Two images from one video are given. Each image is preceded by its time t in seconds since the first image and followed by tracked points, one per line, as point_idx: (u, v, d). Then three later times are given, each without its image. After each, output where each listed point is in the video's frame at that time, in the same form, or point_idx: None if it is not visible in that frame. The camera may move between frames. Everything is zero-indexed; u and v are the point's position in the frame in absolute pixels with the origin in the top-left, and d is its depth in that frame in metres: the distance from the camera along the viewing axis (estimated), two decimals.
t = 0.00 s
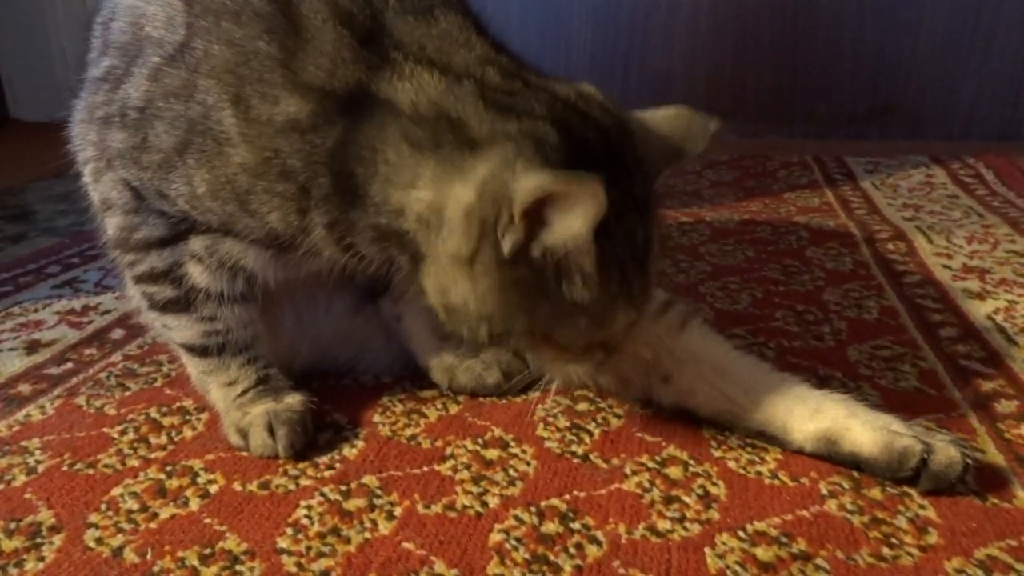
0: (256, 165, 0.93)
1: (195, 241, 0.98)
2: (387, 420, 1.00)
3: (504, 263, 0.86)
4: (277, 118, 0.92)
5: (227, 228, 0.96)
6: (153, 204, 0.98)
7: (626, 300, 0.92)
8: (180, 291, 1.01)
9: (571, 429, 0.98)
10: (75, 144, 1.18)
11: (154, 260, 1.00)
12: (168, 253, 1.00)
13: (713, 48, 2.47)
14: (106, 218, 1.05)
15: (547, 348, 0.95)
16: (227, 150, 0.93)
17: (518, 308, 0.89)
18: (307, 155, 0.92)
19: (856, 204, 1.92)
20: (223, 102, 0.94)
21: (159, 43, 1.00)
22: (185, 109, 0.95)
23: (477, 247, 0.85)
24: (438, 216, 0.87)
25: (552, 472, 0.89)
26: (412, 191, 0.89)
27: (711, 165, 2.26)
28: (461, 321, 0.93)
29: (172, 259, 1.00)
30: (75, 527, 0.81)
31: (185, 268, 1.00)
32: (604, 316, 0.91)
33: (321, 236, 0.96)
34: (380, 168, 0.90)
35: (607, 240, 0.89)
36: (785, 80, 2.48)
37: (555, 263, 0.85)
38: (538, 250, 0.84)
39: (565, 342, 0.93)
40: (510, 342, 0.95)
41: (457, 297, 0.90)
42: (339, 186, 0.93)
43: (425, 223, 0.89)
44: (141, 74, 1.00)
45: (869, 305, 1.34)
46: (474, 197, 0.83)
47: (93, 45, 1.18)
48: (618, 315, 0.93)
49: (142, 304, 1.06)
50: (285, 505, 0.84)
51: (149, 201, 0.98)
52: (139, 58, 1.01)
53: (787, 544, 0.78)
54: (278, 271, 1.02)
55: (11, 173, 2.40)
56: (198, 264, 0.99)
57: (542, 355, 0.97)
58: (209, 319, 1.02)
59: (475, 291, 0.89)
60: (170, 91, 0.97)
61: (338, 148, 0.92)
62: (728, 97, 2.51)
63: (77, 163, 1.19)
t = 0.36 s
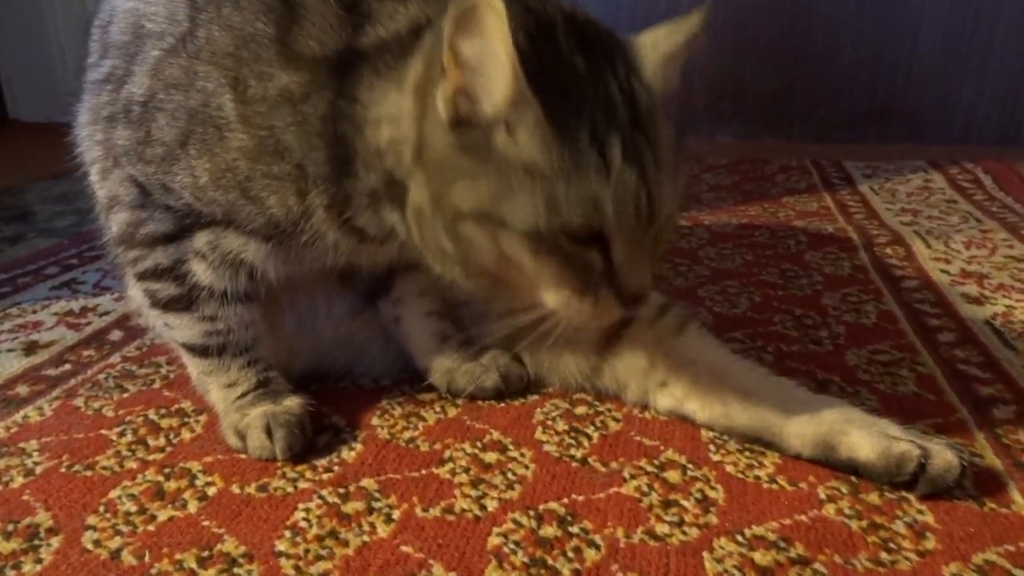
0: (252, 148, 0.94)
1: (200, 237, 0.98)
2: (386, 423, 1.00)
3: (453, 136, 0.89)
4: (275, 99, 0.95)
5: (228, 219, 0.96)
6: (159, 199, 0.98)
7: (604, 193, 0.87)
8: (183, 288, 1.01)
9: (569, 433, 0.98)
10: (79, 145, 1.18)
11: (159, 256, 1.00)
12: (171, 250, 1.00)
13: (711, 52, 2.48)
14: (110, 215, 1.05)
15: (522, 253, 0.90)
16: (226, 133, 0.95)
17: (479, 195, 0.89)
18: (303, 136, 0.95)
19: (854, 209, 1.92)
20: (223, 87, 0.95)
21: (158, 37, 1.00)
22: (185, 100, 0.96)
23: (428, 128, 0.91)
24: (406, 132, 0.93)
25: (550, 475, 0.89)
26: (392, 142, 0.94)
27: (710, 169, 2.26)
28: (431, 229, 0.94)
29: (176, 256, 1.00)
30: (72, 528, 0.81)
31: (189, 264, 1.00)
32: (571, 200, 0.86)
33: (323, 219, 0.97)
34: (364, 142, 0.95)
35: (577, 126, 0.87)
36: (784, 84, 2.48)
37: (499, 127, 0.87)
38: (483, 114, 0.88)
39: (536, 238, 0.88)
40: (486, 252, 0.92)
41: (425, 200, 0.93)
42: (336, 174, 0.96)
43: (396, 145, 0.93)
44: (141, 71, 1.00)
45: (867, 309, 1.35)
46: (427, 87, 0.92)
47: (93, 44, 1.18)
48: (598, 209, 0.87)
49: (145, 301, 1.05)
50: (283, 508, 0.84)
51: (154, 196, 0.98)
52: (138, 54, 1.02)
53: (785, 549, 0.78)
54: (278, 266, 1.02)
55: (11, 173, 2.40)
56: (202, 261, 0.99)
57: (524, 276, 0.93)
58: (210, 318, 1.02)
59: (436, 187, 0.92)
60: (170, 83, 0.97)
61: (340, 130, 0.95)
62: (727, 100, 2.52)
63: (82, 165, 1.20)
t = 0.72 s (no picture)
0: (247, 141, 0.94)
1: (200, 241, 0.98)
2: (385, 428, 1.00)
3: (445, 81, 0.89)
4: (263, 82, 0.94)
5: (227, 218, 0.96)
6: (161, 202, 0.98)
7: (601, 134, 0.88)
8: (184, 292, 1.01)
9: (568, 438, 0.98)
10: (79, 152, 1.19)
11: (160, 260, 1.00)
12: (172, 253, 1.00)
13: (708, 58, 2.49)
14: (113, 220, 1.05)
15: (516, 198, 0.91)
16: (221, 128, 0.95)
17: (471, 143, 0.89)
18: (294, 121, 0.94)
19: (853, 214, 1.93)
20: (217, 81, 0.95)
21: (153, 38, 1.01)
22: (181, 98, 0.96)
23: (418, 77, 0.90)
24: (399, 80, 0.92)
25: (549, 480, 0.89)
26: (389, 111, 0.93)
27: (709, 174, 2.27)
28: (421, 178, 0.95)
29: (176, 259, 1.00)
30: (71, 533, 0.81)
31: (190, 268, 1.00)
32: (568, 140, 0.87)
33: (321, 212, 0.97)
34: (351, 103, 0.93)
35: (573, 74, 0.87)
36: (783, 89, 2.49)
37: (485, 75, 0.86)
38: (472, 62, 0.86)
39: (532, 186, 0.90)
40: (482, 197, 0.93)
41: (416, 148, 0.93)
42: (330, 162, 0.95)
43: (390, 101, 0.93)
44: (137, 74, 1.01)
45: (866, 315, 1.35)
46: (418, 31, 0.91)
47: (90, 48, 1.18)
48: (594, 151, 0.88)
49: (145, 305, 1.05)
50: (283, 513, 0.84)
51: (155, 199, 0.98)
52: (134, 57, 1.02)
53: (784, 554, 0.78)
54: (277, 268, 1.02)
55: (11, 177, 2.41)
56: (202, 265, 0.99)
57: (520, 222, 0.95)
58: (210, 322, 1.02)
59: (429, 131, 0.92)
60: (165, 83, 0.98)
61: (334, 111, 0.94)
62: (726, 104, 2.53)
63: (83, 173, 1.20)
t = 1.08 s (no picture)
0: (249, 143, 0.94)
1: (202, 243, 0.98)
2: (384, 432, 1.00)
3: (439, 90, 0.89)
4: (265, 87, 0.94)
5: (229, 220, 0.96)
6: (164, 205, 0.98)
7: (590, 150, 0.88)
8: (186, 294, 1.01)
9: (568, 443, 0.98)
10: (81, 155, 1.19)
11: (162, 263, 1.00)
12: (173, 256, 0.99)
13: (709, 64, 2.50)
14: (115, 224, 1.05)
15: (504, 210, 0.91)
16: (225, 130, 0.95)
17: (460, 152, 0.90)
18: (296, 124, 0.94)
19: (853, 220, 1.93)
20: (221, 83, 0.95)
21: (156, 38, 1.01)
22: (184, 99, 0.96)
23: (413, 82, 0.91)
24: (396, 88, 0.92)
25: (549, 485, 0.89)
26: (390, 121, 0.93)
27: (710, 179, 2.27)
28: (414, 185, 0.95)
29: (179, 262, 0.99)
30: (69, 537, 0.81)
31: (192, 270, 0.99)
32: (556, 154, 0.87)
33: (321, 216, 0.97)
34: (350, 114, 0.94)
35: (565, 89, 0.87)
36: (783, 95, 2.50)
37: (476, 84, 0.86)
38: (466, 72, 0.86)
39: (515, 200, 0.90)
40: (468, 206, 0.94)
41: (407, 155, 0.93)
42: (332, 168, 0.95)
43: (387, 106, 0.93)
44: (139, 76, 1.01)
45: (866, 320, 1.35)
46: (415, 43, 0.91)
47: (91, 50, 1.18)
48: (583, 165, 0.88)
49: (146, 308, 1.05)
50: (282, 517, 0.83)
51: (157, 201, 0.98)
52: (135, 58, 1.02)
53: (785, 560, 0.78)
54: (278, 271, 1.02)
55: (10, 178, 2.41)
56: (205, 267, 0.99)
57: (508, 234, 0.95)
58: (211, 325, 1.02)
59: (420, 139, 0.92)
60: (168, 84, 0.98)
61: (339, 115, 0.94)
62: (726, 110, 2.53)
63: (85, 177, 1.20)
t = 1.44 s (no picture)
0: (225, 118, 0.93)
1: (204, 235, 0.98)
2: (383, 436, 1.00)
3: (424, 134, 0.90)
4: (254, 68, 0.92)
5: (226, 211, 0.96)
6: (166, 195, 0.97)
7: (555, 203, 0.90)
8: (190, 287, 1.01)
9: (567, 447, 0.98)
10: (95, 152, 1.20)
11: (167, 254, 1.00)
12: (177, 247, 0.99)
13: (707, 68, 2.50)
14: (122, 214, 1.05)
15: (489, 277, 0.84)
16: (204, 105, 0.94)
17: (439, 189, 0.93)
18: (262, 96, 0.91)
19: (851, 224, 1.93)
20: (201, 59, 0.95)
21: (151, 27, 1.01)
22: (173, 81, 0.96)
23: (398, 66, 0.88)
24: (380, 121, 0.87)
25: (548, 490, 0.89)
26: (367, 110, 0.88)
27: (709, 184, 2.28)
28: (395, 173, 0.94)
29: (182, 253, 0.99)
30: (68, 541, 0.80)
31: (195, 262, 0.99)
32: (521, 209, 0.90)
33: (288, 195, 0.94)
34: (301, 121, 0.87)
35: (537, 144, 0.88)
36: (782, 98, 2.50)
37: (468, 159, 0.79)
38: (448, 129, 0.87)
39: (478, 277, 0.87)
40: (450, 264, 0.88)
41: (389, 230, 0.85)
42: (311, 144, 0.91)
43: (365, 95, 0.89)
44: (137, 65, 1.02)
45: (864, 325, 1.35)
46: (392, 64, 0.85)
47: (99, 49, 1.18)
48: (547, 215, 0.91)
49: (150, 301, 1.05)
50: (281, 521, 0.83)
51: (160, 192, 0.98)
52: (134, 50, 1.03)
53: (784, 565, 0.78)
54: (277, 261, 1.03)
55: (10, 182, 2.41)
56: (208, 260, 0.99)
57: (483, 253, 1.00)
58: (214, 322, 1.02)
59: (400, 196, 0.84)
60: (157, 69, 0.98)
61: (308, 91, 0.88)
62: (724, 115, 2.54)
63: (99, 173, 1.21)
